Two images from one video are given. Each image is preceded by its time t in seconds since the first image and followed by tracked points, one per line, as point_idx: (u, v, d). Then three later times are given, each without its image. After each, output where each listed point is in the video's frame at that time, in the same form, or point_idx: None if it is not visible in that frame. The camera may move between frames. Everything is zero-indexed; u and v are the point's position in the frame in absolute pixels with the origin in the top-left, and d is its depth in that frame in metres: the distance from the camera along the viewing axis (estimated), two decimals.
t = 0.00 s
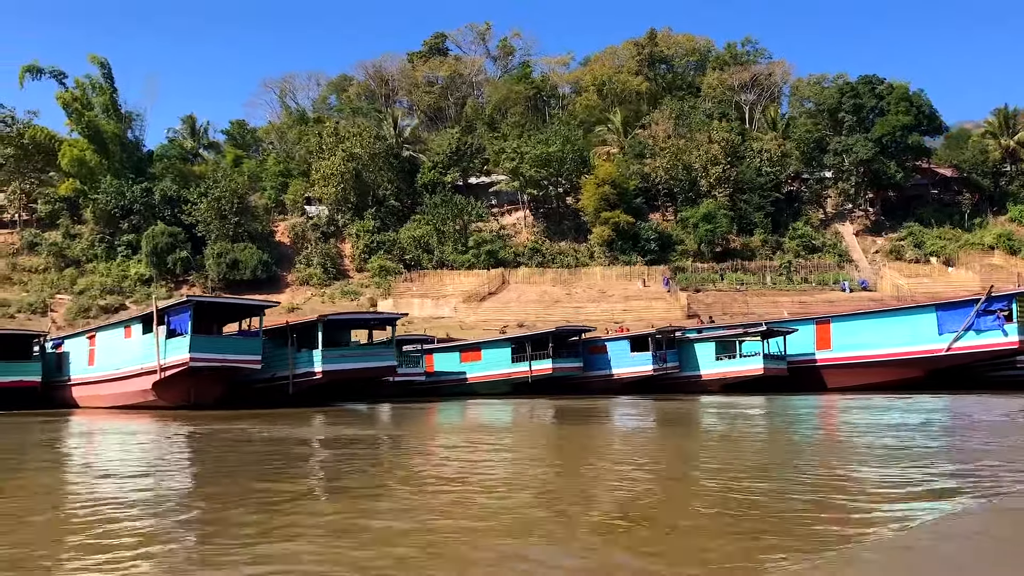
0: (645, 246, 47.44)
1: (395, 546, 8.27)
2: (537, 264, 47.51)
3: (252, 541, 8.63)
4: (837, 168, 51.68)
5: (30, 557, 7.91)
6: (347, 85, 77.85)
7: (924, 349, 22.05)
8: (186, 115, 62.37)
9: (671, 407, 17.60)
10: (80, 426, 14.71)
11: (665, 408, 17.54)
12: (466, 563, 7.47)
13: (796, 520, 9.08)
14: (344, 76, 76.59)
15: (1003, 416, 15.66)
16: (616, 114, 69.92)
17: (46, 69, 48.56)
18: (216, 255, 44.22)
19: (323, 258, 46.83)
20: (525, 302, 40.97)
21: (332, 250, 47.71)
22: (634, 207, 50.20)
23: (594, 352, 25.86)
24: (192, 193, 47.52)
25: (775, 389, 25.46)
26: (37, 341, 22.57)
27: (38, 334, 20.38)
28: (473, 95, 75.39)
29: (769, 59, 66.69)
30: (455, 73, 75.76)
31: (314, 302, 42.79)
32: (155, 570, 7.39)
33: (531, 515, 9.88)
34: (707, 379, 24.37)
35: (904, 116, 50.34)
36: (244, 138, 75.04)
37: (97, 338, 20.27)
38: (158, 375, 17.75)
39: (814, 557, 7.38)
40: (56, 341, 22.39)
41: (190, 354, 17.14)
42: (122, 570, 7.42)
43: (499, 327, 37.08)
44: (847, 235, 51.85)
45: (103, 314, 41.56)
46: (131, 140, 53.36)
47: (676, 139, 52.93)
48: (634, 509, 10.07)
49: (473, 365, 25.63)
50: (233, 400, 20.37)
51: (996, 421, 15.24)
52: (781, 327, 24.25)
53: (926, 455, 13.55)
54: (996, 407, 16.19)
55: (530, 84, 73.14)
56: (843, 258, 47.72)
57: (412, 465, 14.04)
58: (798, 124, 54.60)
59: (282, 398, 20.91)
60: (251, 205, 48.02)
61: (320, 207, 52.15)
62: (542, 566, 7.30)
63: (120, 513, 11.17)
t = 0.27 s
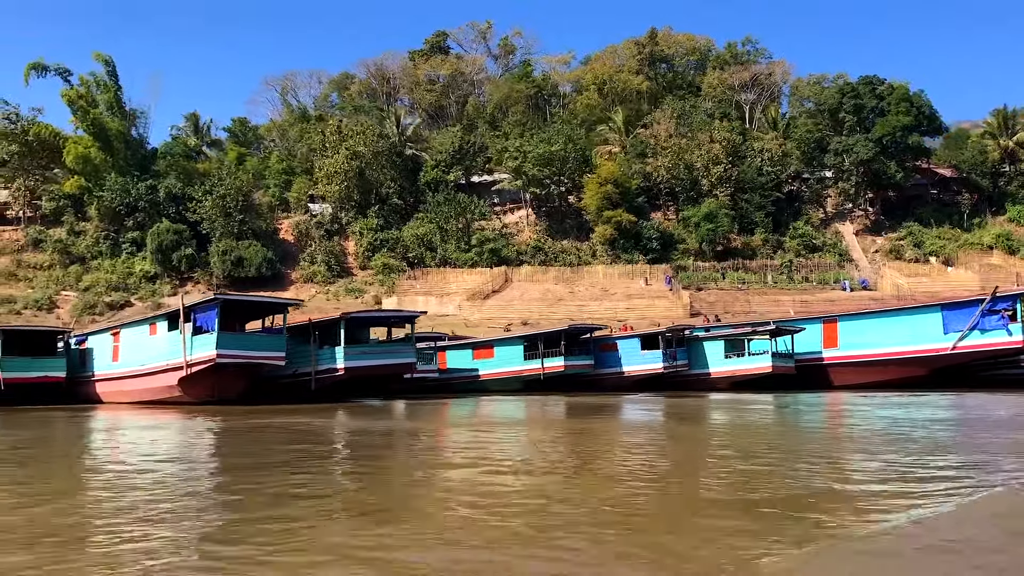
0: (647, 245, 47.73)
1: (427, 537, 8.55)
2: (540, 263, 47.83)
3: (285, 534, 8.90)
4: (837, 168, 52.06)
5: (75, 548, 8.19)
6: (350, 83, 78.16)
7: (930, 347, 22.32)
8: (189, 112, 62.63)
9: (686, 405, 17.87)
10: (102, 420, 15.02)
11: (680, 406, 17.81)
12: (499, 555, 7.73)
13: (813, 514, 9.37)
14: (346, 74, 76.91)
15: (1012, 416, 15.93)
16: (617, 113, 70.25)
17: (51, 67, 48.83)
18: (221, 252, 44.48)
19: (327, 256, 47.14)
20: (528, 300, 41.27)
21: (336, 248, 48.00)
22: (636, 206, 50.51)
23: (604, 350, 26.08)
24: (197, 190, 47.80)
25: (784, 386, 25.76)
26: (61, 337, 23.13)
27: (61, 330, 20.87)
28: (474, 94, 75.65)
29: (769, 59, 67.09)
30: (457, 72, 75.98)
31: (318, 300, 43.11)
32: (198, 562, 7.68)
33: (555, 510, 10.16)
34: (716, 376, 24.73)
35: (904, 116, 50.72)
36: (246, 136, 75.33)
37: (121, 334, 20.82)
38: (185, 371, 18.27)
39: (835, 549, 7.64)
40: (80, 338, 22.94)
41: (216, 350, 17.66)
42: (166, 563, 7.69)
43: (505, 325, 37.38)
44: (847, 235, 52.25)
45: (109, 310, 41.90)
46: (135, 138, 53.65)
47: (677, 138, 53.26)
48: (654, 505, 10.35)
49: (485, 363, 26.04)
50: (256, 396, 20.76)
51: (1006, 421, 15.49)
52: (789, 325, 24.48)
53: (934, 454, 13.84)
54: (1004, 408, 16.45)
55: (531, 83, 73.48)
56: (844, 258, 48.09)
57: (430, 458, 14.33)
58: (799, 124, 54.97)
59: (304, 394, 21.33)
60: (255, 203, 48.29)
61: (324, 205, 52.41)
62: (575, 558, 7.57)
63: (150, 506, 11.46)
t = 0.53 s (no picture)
0: (651, 243, 48.03)
1: (466, 531, 8.79)
2: (544, 261, 48.06)
3: (326, 528, 9.13)
4: (840, 167, 52.35)
5: (125, 545, 8.43)
6: (353, 81, 78.46)
7: (938, 346, 22.62)
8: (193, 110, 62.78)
9: (700, 403, 18.15)
10: (129, 417, 15.28)
11: (693, 404, 18.07)
12: (540, 549, 7.96)
13: (838, 510, 9.61)
14: (348, 72, 77.15)
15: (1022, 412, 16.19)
16: (620, 112, 70.52)
17: (57, 65, 49.01)
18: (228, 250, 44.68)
19: (333, 254, 47.39)
20: (533, 298, 41.51)
21: (342, 246, 48.26)
22: (639, 205, 50.77)
23: (617, 348, 26.29)
24: (203, 188, 48.01)
25: (793, 384, 26.03)
26: (86, 336, 23.52)
27: (86, 328, 21.25)
28: (477, 92, 75.87)
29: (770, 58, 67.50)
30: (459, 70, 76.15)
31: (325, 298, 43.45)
32: (251, 556, 7.93)
33: (585, 505, 10.39)
34: (727, 374, 24.99)
35: (907, 116, 51.09)
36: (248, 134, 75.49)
37: (147, 333, 21.23)
38: (212, 368, 18.76)
39: (867, 543, 7.87)
40: (103, 335, 23.29)
41: (244, 348, 18.19)
42: (219, 556, 7.94)
43: (512, 324, 37.63)
44: (849, 234, 52.56)
45: (116, 308, 42.11)
46: (140, 136, 53.85)
47: (681, 137, 53.46)
48: (684, 500, 10.60)
49: (498, 360, 26.25)
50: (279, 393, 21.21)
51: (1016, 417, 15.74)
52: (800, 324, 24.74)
53: (948, 448, 14.10)
54: (1014, 404, 16.69)
55: (534, 82, 73.78)
56: (846, 257, 48.39)
57: (453, 454, 14.57)
58: (801, 123, 55.25)
59: (329, 390, 21.75)
60: (261, 201, 48.51)
61: (329, 203, 52.63)
62: (613, 552, 7.80)
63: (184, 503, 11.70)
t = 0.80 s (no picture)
0: (657, 242, 48.35)
1: (497, 522, 9.12)
2: (551, 259, 48.33)
3: (361, 519, 9.46)
4: (845, 166, 52.59)
5: (170, 535, 8.79)
6: (359, 80, 78.83)
7: (948, 344, 22.88)
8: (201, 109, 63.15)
9: (718, 400, 18.42)
10: (155, 412, 15.66)
11: (712, 401, 18.35)
12: (571, 539, 8.28)
13: (857, 504, 9.91)
14: (354, 71, 77.46)
15: None
16: (625, 111, 70.75)
17: (67, 65, 49.35)
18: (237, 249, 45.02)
19: (341, 253, 47.69)
20: (541, 296, 41.81)
21: (350, 245, 48.57)
22: (645, 204, 51.04)
23: (631, 346, 26.52)
24: (212, 187, 48.35)
25: (805, 381, 26.33)
26: (113, 333, 24.17)
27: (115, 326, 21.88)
28: (482, 91, 76.12)
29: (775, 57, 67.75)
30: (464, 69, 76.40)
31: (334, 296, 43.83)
32: (301, 545, 8.23)
33: (610, 498, 10.71)
34: (741, 372, 25.21)
35: (911, 115, 51.35)
36: (255, 132, 75.86)
37: (175, 331, 21.95)
38: (242, 364, 19.51)
39: (887, 534, 8.16)
40: (130, 333, 23.93)
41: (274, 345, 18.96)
42: (270, 545, 8.27)
43: (522, 322, 37.97)
44: (854, 233, 52.82)
45: (127, 306, 42.48)
46: (149, 135, 54.21)
47: (686, 136, 53.68)
48: (711, 495, 10.87)
49: (515, 357, 26.70)
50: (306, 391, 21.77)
51: None
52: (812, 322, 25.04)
53: (959, 443, 14.37)
54: None
55: (539, 81, 74.05)
56: (851, 255, 48.64)
57: (474, 448, 14.89)
58: (806, 122, 55.48)
59: (356, 386, 22.40)
60: (270, 200, 48.82)
61: (337, 202, 52.92)
62: (643, 541, 8.12)
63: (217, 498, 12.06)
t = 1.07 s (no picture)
0: (664, 240, 48.65)
1: (534, 517, 9.33)
2: (559, 257, 48.61)
3: (398, 514, 9.69)
4: (851, 165, 52.83)
5: (215, 528, 9.03)
6: (366, 79, 79.17)
7: (960, 342, 23.10)
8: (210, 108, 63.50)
9: (737, 397, 18.65)
10: (182, 409, 15.91)
11: (731, 398, 18.58)
12: (607, 532, 8.49)
13: (884, 499, 10.12)
14: (361, 69, 77.79)
15: None
16: (631, 109, 70.99)
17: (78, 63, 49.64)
18: (248, 246, 45.32)
19: (351, 250, 47.99)
20: (549, 294, 42.11)
21: (359, 242, 48.89)
22: (653, 202, 51.30)
23: (647, 344, 26.94)
24: (223, 185, 48.68)
25: (819, 378, 26.53)
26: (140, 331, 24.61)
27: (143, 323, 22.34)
28: (489, 89, 76.38)
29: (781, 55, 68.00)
30: (471, 67, 76.66)
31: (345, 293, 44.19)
32: (346, 535, 8.51)
33: (640, 494, 10.92)
34: (755, 369, 25.47)
35: (917, 114, 51.62)
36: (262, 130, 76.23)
37: (203, 328, 22.44)
38: (272, 362, 20.01)
39: (917, 529, 8.35)
40: (158, 330, 24.38)
41: (303, 343, 19.45)
42: (316, 536, 8.54)
43: (534, 319, 38.24)
44: (860, 231, 53.09)
45: (139, 303, 42.84)
46: (158, 133, 54.54)
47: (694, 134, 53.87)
48: (737, 490, 11.11)
49: (532, 355, 26.95)
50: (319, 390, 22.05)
51: None
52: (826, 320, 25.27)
53: (977, 439, 14.57)
54: None
55: (545, 79, 74.33)
56: (858, 253, 48.90)
57: (498, 444, 15.12)
58: (812, 120, 55.68)
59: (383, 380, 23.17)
60: (280, 198, 49.14)
61: (346, 200, 53.21)
62: (681, 536, 8.32)
63: (250, 492, 12.29)
